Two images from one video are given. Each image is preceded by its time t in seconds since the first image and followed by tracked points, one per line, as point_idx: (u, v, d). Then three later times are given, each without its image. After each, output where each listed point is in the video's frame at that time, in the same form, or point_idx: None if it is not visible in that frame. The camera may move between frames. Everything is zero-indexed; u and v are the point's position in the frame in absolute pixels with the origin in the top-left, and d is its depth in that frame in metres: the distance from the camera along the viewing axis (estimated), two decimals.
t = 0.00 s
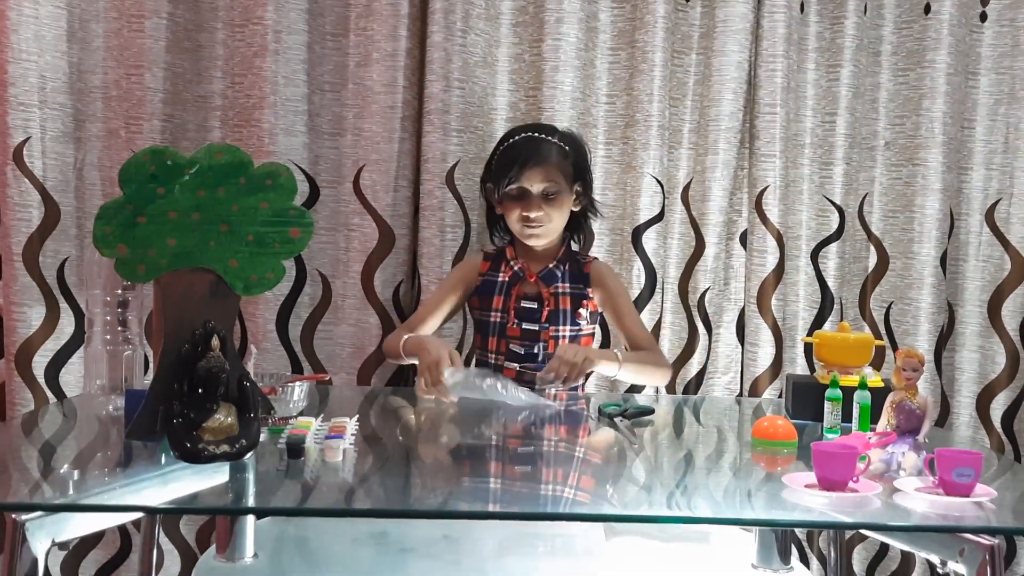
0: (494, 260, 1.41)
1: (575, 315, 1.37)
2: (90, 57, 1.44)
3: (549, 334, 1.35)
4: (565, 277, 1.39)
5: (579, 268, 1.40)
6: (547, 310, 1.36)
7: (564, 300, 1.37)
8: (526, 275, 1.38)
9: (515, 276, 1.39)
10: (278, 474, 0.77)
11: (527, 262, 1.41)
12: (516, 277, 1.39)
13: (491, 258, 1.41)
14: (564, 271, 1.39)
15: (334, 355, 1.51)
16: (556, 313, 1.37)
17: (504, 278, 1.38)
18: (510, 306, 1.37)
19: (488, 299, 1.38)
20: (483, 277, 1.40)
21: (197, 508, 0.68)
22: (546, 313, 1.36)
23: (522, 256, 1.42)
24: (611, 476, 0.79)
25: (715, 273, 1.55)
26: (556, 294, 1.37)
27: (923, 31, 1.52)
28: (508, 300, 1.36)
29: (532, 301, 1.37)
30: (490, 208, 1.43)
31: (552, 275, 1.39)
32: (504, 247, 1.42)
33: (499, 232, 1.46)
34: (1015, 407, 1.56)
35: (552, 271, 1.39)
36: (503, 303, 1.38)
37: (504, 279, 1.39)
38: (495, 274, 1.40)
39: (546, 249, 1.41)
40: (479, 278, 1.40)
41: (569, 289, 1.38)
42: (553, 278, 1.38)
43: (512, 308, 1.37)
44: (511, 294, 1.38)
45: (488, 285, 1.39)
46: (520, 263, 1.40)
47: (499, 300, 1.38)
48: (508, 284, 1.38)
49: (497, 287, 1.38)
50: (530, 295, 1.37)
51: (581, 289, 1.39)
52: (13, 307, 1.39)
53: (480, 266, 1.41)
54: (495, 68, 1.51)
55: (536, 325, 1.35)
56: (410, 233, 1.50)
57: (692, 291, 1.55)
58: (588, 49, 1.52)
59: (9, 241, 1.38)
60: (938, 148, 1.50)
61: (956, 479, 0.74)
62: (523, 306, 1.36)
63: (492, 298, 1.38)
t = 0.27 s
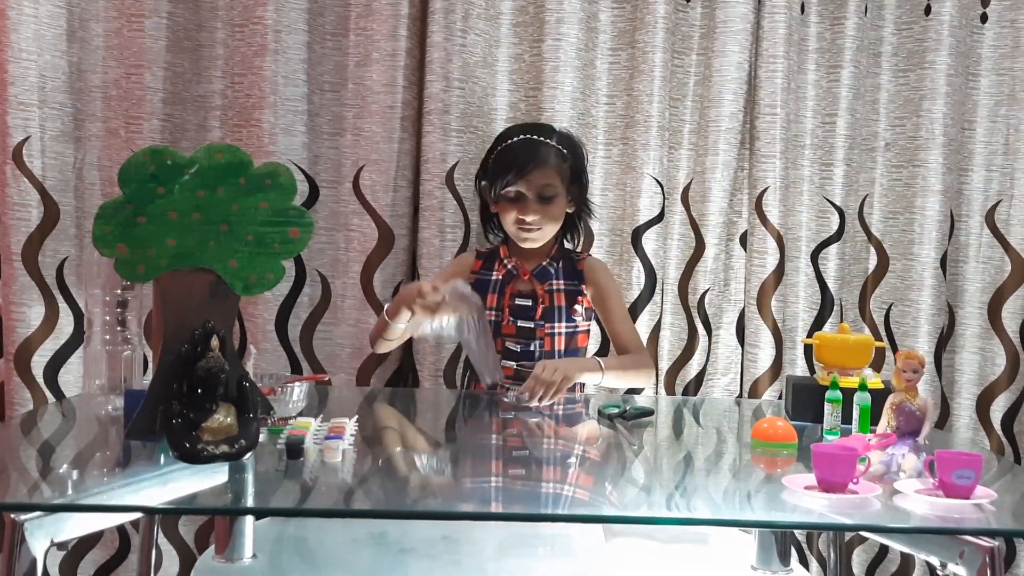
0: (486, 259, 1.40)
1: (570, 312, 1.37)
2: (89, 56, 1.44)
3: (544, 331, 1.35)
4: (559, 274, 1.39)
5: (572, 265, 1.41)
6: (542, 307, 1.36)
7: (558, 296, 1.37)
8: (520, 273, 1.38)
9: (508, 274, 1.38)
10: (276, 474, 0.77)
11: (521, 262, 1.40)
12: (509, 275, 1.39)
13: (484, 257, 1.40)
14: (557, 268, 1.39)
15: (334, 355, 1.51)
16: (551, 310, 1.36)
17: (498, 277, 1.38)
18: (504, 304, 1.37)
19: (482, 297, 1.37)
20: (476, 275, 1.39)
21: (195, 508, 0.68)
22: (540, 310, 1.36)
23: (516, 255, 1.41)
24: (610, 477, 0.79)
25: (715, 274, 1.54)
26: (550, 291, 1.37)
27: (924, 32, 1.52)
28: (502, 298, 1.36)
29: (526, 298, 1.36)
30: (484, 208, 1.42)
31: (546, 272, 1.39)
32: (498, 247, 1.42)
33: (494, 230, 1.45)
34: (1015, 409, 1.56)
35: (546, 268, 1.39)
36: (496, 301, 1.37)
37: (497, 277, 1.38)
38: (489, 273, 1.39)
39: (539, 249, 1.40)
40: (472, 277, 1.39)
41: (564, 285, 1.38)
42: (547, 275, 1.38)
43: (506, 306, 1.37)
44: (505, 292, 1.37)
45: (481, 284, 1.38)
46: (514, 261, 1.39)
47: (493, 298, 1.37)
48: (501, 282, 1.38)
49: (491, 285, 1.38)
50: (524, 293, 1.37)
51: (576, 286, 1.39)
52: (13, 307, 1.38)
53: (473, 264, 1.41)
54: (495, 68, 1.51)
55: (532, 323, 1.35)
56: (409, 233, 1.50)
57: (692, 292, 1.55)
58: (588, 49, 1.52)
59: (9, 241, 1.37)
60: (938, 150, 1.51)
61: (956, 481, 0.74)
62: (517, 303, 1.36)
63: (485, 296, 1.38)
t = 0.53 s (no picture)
0: (486, 257, 1.40)
1: (570, 311, 1.37)
2: (90, 57, 1.44)
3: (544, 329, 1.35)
4: (559, 273, 1.39)
5: (571, 264, 1.40)
6: (541, 305, 1.37)
7: (558, 295, 1.38)
8: (520, 271, 1.38)
9: (508, 273, 1.38)
10: (276, 475, 0.77)
11: (520, 260, 1.40)
12: (508, 273, 1.39)
13: (483, 254, 1.40)
14: (557, 267, 1.39)
15: (333, 356, 1.51)
16: (551, 308, 1.37)
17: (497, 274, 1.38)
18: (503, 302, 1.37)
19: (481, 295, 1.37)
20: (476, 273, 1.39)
21: (194, 508, 0.68)
22: (540, 308, 1.36)
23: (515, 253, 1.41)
24: (610, 478, 0.79)
25: (715, 275, 1.54)
26: (550, 290, 1.38)
27: (924, 35, 1.52)
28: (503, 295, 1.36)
29: (526, 296, 1.37)
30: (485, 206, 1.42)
31: (545, 271, 1.39)
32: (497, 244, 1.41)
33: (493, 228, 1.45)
34: (1015, 410, 1.56)
35: (545, 266, 1.39)
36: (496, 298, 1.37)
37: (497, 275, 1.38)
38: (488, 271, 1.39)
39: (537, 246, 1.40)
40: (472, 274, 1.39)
41: (563, 284, 1.38)
42: (547, 273, 1.39)
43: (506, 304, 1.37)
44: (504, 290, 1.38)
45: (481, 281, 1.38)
46: (513, 259, 1.39)
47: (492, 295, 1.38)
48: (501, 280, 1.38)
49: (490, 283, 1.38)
50: (523, 291, 1.37)
51: (575, 285, 1.39)
52: (13, 307, 1.39)
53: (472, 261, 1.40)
54: (495, 69, 1.51)
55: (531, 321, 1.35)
56: (410, 233, 1.50)
57: (692, 293, 1.55)
58: (589, 51, 1.52)
59: (9, 241, 1.38)
60: (938, 152, 1.51)
61: (956, 482, 0.74)
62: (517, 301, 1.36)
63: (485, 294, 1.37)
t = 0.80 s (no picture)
0: (485, 260, 1.39)
1: (572, 312, 1.37)
2: (90, 58, 1.44)
3: (546, 331, 1.35)
4: (559, 273, 1.39)
5: (571, 264, 1.41)
6: (544, 306, 1.36)
7: (560, 296, 1.37)
8: (520, 273, 1.38)
9: (508, 275, 1.38)
10: (274, 476, 0.77)
11: (519, 262, 1.40)
12: (509, 276, 1.38)
13: (482, 257, 1.40)
14: (557, 267, 1.40)
15: (333, 357, 1.51)
16: (552, 309, 1.36)
17: (497, 277, 1.38)
18: (505, 305, 1.36)
19: (481, 298, 1.36)
20: (475, 277, 1.38)
21: (193, 510, 0.68)
22: (543, 309, 1.35)
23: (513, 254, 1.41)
24: (609, 480, 0.79)
25: (714, 277, 1.54)
26: (552, 291, 1.37)
27: (923, 37, 1.52)
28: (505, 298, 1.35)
29: (528, 298, 1.36)
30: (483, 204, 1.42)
31: (546, 272, 1.39)
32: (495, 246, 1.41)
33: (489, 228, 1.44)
34: (1013, 412, 1.56)
35: (546, 267, 1.39)
36: (496, 302, 1.36)
37: (497, 278, 1.38)
38: (487, 273, 1.39)
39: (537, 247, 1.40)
40: (471, 278, 1.38)
41: (564, 284, 1.38)
42: (547, 274, 1.38)
43: (507, 307, 1.36)
44: (505, 292, 1.37)
45: (480, 285, 1.38)
46: (513, 261, 1.39)
47: (493, 299, 1.36)
48: (501, 283, 1.37)
49: (490, 286, 1.37)
50: (525, 293, 1.37)
51: (576, 285, 1.39)
52: (12, 308, 1.38)
53: (471, 266, 1.39)
54: (494, 71, 1.51)
55: (533, 323, 1.35)
56: (409, 235, 1.50)
57: (691, 295, 1.55)
58: (588, 52, 1.52)
59: (8, 242, 1.37)
60: (937, 153, 1.50)
61: (955, 484, 0.74)
62: (518, 304, 1.36)
63: (485, 297, 1.37)
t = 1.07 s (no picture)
0: (484, 262, 1.41)
1: (573, 313, 1.39)
2: (90, 59, 1.44)
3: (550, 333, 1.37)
4: (558, 274, 1.41)
5: (569, 264, 1.43)
6: (546, 308, 1.37)
7: (561, 297, 1.39)
8: (521, 276, 1.39)
9: (509, 278, 1.40)
10: (274, 477, 0.76)
11: (519, 265, 1.41)
12: (510, 278, 1.40)
13: (481, 260, 1.41)
14: (557, 268, 1.41)
15: (333, 358, 1.51)
16: (555, 311, 1.38)
17: (499, 280, 1.39)
18: (508, 308, 1.38)
19: (484, 302, 1.38)
20: (475, 279, 1.39)
21: (192, 511, 0.68)
22: (545, 311, 1.37)
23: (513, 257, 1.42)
24: (610, 482, 0.79)
25: (714, 278, 1.54)
26: (552, 292, 1.39)
27: (924, 38, 1.52)
28: (507, 302, 1.36)
29: (530, 301, 1.37)
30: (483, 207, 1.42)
31: (546, 273, 1.40)
32: (494, 249, 1.42)
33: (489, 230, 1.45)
34: (1014, 414, 1.56)
35: (546, 269, 1.40)
36: (499, 305, 1.38)
37: (498, 281, 1.39)
38: (488, 276, 1.40)
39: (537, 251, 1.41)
40: (471, 281, 1.39)
41: (565, 285, 1.40)
42: (548, 276, 1.40)
43: (510, 310, 1.38)
44: (507, 296, 1.38)
45: (481, 288, 1.39)
46: (513, 264, 1.41)
47: (495, 302, 1.38)
48: (502, 286, 1.39)
49: (492, 290, 1.39)
50: (527, 295, 1.38)
51: (576, 286, 1.41)
52: (11, 309, 1.38)
53: (470, 269, 1.40)
54: (495, 72, 1.51)
55: (536, 325, 1.36)
56: (409, 236, 1.50)
57: (691, 296, 1.55)
58: (588, 54, 1.52)
59: (8, 243, 1.37)
60: (938, 155, 1.50)
61: (955, 486, 0.74)
62: (521, 306, 1.37)
63: (487, 301, 1.38)
